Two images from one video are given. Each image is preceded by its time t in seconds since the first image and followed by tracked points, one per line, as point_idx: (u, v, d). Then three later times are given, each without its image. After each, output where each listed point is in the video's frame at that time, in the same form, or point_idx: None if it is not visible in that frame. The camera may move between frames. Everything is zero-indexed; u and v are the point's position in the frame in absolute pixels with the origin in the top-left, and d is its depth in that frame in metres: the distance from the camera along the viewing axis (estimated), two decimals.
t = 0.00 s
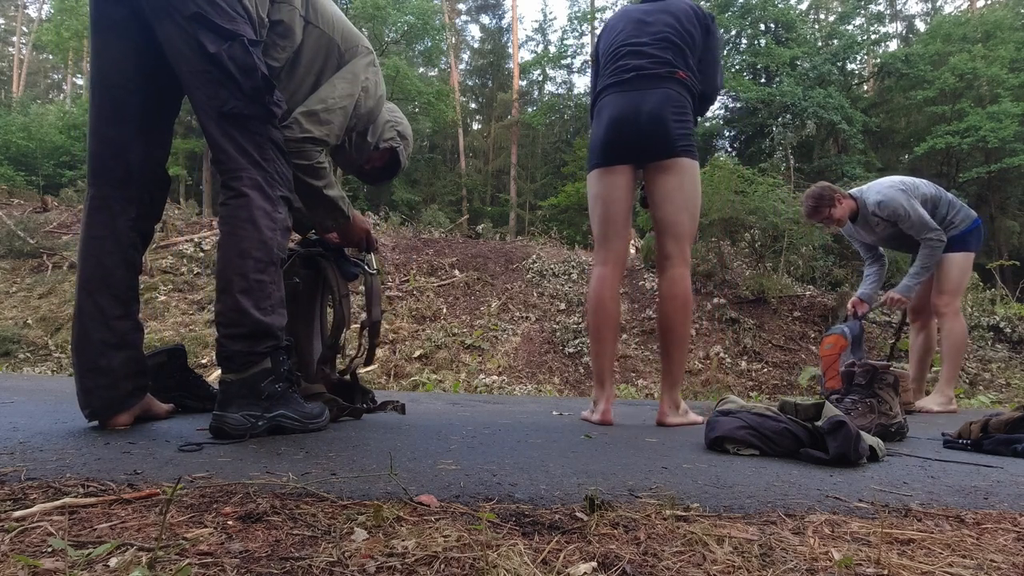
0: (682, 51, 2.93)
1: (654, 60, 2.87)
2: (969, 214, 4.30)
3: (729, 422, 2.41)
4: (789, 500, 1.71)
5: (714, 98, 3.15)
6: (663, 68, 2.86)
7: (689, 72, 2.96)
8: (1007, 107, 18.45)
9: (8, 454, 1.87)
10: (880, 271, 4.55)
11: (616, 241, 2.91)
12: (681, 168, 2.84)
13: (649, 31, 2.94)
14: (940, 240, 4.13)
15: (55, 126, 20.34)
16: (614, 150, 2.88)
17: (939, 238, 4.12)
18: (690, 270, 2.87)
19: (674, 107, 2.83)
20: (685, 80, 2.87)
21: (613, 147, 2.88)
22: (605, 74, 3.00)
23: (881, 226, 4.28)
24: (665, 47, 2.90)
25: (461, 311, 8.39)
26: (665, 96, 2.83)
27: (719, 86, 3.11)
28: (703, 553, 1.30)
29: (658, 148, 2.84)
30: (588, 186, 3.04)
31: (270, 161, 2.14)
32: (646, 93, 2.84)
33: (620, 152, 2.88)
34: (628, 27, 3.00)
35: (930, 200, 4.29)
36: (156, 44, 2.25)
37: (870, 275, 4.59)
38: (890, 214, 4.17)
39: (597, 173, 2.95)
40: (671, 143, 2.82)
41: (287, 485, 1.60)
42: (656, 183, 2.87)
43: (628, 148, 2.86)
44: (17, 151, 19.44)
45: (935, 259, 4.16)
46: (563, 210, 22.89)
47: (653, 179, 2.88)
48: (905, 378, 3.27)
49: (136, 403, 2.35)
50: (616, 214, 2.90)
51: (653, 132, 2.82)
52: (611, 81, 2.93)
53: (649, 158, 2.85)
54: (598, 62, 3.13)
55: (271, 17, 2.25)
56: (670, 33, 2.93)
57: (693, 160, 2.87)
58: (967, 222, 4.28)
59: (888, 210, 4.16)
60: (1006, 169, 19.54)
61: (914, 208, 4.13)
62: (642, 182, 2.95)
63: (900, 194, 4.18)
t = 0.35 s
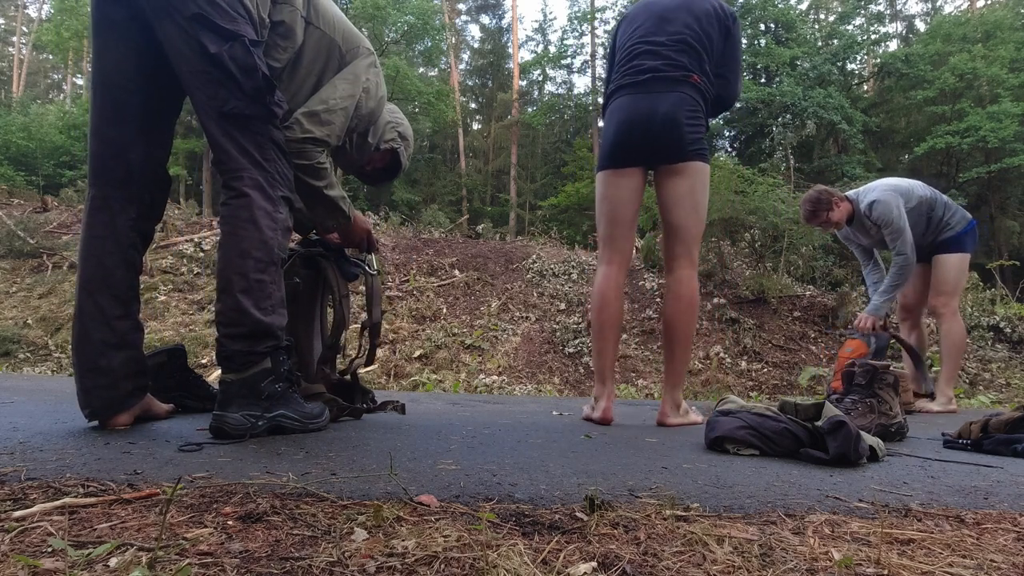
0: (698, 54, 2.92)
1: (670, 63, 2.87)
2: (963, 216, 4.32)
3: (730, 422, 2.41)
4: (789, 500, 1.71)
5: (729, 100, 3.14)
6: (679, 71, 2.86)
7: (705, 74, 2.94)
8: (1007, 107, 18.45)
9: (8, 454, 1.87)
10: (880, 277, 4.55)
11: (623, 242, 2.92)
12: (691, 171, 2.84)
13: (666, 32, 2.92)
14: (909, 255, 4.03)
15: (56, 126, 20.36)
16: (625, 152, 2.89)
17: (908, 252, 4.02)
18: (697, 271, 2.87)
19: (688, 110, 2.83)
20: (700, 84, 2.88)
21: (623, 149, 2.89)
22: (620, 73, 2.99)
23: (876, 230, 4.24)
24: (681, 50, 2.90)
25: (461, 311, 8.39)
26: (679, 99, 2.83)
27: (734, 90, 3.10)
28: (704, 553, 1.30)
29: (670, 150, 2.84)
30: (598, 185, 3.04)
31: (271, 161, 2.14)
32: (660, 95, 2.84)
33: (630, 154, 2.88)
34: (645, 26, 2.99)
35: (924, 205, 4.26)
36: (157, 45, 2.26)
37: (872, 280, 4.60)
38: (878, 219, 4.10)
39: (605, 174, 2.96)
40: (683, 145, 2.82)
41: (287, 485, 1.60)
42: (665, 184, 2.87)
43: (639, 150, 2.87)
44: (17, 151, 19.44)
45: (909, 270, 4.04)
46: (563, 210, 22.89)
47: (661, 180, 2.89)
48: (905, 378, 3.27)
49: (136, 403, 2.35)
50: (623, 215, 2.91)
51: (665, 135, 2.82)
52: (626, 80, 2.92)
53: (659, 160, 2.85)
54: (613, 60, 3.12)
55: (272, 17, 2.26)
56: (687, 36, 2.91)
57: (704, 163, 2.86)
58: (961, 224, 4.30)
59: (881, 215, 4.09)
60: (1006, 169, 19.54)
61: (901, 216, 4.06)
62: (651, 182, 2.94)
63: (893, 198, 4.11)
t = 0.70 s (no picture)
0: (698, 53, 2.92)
1: (667, 62, 2.87)
2: (949, 220, 4.33)
3: (729, 422, 2.41)
4: (789, 500, 1.71)
5: (732, 99, 3.13)
6: (677, 70, 2.86)
7: (704, 73, 2.94)
8: (1007, 107, 18.44)
9: (8, 454, 1.87)
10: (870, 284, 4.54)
11: (623, 244, 2.95)
12: (689, 169, 2.82)
13: (665, 31, 2.93)
14: (903, 262, 4.02)
15: (56, 126, 20.37)
16: (623, 152, 2.91)
17: (903, 259, 4.01)
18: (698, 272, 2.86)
19: (685, 109, 2.83)
20: (698, 83, 2.87)
21: (621, 150, 2.91)
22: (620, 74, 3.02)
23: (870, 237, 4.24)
24: (679, 49, 2.89)
25: (461, 311, 8.39)
26: (676, 98, 2.83)
27: (736, 89, 3.09)
28: (703, 553, 1.30)
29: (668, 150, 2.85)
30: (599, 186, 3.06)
31: (271, 161, 2.14)
32: (657, 95, 2.85)
33: (629, 155, 2.90)
34: (645, 27, 3.00)
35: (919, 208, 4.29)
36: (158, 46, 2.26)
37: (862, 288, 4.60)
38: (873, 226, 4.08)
39: (605, 176, 2.99)
40: (680, 144, 2.81)
41: (287, 485, 1.60)
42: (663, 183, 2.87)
43: (637, 150, 2.88)
44: (17, 151, 19.43)
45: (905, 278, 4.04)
46: (563, 210, 22.89)
47: (660, 180, 2.89)
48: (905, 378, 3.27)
49: (136, 403, 2.35)
50: (622, 216, 2.94)
51: (662, 134, 2.82)
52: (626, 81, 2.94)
53: (657, 159, 2.86)
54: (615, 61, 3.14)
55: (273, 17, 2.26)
56: (686, 35, 2.91)
57: (703, 161, 2.85)
58: (948, 227, 4.31)
59: (874, 223, 4.07)
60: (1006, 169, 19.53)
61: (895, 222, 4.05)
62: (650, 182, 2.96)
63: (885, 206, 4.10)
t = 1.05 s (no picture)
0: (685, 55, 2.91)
1: (653, 66, 2.89)
2: (950, 218, 4.31)
3: (730, 422, 2.41)
4: (789, 500, 1.71)
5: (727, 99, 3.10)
6: (663, 74, 2.86)
7: (693, 75, 2.93)
8: (1007, 107, 18.45)
9: (8, 454, 1.87)
10: (862, 286, 4.55)
11: (618, 247, 2.95)
12: (679, 170, 2.82)
13: (651, 37, 2.94)
14: (912, 260, 4.04)
15: (55, 126, 20.37)
16: (614, 157, 2.93)
17: (911, 258, 4.03)
18: (693, 270, 2.86)
19: (672, 111, 2.82)
20: (685, 85, 2.87)
21: (612, 154, 2.93)
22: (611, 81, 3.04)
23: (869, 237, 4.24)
24: (665, 53, 2.90)
25: (461, 311, 8.39)
26: (662, 101, 2.83)
27: (731, 87, 3.05)
28: (704, 553, 1.30)
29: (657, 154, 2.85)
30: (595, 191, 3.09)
31: (272, 161, 2.14)
32: (644, 99, 2.86)
33: (620, 159, 2.92)
34: (632, 34, 3.02)
35: (915, 207, 4.30)
36: (158, 46, 2.26)
37: (854, 290, 4.62)
38: (876, 227, 4.06)
39: (599, 180, 3.01)
40: (668, 147, 2.82)
41: (286, 485, 1.60)
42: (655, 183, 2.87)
43: (628, 153, 2.90)
44: (17, 151, 19.43)
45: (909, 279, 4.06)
46: (563, 210, 22.90)
47: (652, 180, 2.89)
48: (905, 378, 3.28)
49: (136, 403, 2.35)
50: (618, 218, 2.95)
51: (650, 137, 2.82)
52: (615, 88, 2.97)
53: (646, 161, 2.87)
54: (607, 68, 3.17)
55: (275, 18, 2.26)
56: (672, 37, 2.91)
57: (693, 161, 2.84)
58: (949, 226, 4.30)
59: (873, 222, 4.07)
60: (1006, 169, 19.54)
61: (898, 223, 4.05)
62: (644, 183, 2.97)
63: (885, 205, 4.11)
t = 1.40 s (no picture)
0: (662, 60, 2.93)
1: (630, 73, 2.92)
2: (952, 215, 4.31)
3: (730, 422, 2.41)
4: (789, 500, 1.71)
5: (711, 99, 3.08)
6: (639, 79, 2.89)
7: (671, 78, 2.94)
8: (1008, 107, 18.45)
9: (7, 454, 1.87)
10: (863, 285, 4.55)
11: (606, 248, 2.95)
12: (657, 171, 2.83)
13: (628, 45, 2.98)
14: (920, 254, 4.02)
15: (56, 126, 20.38)
16: (596, 161, 2.98)
17: (919, 252, 4.01)
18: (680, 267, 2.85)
19: (648, 115, 2.84)
20: (662, 89, 2.88)
21: (595, 159, 2.98)
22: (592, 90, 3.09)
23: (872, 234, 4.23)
24: (642, 59, 2.93)
25: (461, 311, 8.40)
26: (639, 106, 2.85)
27: (717, 56, 2.81)
28: (704, 553, 1.30)
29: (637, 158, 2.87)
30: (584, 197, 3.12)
31: (273, 162, 2.14)
32: (622, 106, 2.89)
33: (602, 163, 2.97)
34: (611, 43, 3.07)
35: (915, 203, 4.30)
36: (158, 46, 2.26)
37: (854, 290, 4.61)
38: (878, 224, 4.05)
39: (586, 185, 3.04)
40: (646, 150, 2.84)
41: (286, 486, 1.59)
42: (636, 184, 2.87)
43: (609, 159, 2.95)
44: (18, 151, 19.44)
45: (915, 276, 4.04)
46: (563, 210, 22.92)
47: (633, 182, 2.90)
48: (905, 378, 3.28)
49: (135, 403, 2.34)
50: (604, 219, 2.97)
51: (628, 142, 2.86)
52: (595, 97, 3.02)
53: (627, 165, 2.89)
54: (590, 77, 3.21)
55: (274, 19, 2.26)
56: (647, 44, 2.94)
57: (673, 162, 2.85)
58: (950, 223, 4.30)
59: (876, 219, 4.06)
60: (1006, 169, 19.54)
61: (901, 219, 4.04)
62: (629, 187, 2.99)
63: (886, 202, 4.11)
